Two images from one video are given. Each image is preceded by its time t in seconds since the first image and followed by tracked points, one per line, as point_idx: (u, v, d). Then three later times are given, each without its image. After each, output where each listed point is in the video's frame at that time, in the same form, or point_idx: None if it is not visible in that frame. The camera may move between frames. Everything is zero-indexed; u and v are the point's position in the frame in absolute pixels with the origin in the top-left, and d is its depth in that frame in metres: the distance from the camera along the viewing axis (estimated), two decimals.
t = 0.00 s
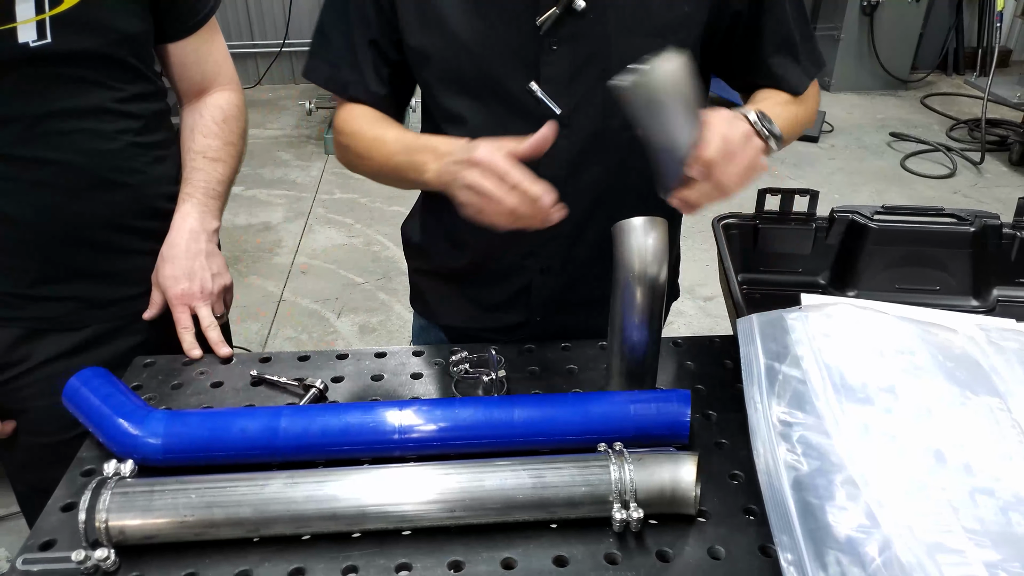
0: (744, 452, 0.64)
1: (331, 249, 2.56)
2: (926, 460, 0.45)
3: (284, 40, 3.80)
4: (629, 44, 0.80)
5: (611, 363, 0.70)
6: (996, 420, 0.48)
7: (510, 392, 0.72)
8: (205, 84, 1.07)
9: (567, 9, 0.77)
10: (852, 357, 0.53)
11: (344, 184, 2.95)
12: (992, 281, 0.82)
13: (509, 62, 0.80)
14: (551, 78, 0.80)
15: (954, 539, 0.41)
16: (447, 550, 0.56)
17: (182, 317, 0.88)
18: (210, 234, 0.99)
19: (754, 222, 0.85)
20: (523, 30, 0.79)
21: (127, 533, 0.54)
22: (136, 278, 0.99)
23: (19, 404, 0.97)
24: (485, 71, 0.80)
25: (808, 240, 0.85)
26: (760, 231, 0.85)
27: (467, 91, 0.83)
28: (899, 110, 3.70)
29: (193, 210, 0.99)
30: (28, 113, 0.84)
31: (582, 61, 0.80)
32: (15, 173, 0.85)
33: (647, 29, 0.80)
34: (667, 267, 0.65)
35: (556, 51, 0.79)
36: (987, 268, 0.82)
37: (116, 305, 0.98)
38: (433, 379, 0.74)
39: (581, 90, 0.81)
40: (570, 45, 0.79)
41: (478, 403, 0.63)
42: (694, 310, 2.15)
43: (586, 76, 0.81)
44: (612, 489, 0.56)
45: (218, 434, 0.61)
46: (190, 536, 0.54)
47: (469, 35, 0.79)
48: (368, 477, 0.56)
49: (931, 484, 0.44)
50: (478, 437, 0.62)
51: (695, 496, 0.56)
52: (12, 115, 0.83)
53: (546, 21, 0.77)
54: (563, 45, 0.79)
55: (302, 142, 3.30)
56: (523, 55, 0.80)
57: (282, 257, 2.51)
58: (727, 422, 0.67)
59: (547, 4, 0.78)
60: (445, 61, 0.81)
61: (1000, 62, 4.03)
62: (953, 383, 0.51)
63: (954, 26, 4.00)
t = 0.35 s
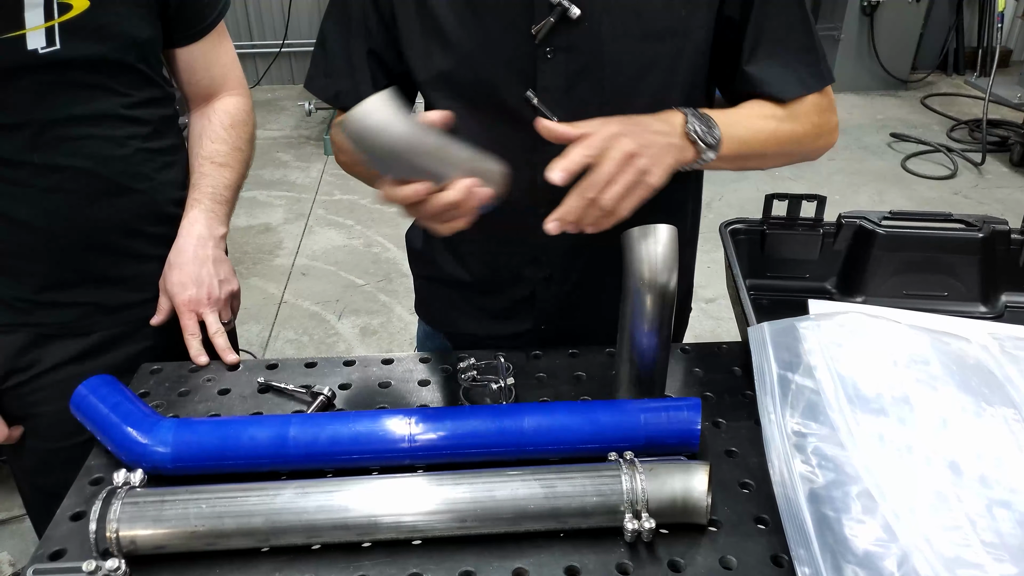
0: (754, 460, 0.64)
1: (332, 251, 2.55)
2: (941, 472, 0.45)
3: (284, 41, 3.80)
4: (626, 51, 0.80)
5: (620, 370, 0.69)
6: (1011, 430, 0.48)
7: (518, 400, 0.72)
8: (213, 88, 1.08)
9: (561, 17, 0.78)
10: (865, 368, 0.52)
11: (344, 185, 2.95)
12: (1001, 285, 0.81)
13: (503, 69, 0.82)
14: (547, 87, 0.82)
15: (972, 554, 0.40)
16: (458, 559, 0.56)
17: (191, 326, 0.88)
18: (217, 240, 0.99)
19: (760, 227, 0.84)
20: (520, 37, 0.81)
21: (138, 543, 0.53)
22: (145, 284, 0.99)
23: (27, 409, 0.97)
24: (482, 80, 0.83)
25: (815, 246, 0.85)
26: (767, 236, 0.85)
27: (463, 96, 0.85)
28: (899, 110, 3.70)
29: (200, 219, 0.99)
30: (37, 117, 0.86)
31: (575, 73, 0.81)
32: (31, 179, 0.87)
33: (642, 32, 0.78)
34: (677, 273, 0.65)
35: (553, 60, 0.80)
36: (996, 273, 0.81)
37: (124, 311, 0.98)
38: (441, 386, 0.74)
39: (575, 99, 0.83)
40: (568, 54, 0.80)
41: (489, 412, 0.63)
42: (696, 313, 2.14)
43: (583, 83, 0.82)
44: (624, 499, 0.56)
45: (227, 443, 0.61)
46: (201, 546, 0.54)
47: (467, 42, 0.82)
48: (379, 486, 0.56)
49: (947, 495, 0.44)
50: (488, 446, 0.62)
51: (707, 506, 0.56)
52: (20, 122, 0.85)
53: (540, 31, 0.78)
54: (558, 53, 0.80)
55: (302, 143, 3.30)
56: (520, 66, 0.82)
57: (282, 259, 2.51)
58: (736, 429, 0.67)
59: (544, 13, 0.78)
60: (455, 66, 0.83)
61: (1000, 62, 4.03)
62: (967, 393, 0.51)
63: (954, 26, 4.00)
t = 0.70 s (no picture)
0: (761, 470, 0.64)
1: (332, 253, 2.55)
2: (952, 486, 0.45)
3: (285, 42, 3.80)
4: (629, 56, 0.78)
5: (625, 379, 0.69)
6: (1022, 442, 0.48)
7: (523, 409, 0.71)
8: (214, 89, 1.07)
9: (565, 29, 0.76)
10: (873, 378, 0.52)
11: (344, 186, 2.94)
12: (1008, 291, 0.81)
13: (509, 86, 0.79)
14: (552, 98, 0.80)
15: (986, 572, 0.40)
16: (464, 570, 0.55)
17: (195, 332, 0.88)
18: (220, 245, 1.01)
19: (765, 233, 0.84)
20: (525, 49, 0.78)
21: (142, 555, 0.53)
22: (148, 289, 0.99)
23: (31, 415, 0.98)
24: (484, 92, 0.80)
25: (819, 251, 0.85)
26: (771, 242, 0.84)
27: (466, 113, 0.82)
28: (899, 111, 3.69)
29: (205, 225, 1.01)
30: (43, 123, 0.86)
31: (584, 80, 0.80)
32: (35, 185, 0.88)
33: (649, 46, 0.79)
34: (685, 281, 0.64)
35: (556, 72, 0.78)
36: (1002, 280, 0.81)
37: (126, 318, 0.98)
38: (446, 394, 0.73)
39: (583, 109, 0.81)
40: (571, 66, 0.78)
41: (495, 421, 0.63)
42: (697, 315, 2.14)
43: (587, 94, 0.80)
44: (632, 511, 0.55)
45: (231, 453, 0.61)
46: (205, 558, 0.54)
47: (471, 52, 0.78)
48: (386, 497, 0.56)
49: (958, 510, 0.43)
50: (494, 456, 0.62)
51: (714, 518, 0.56)
52: (23, 127, 0.85)
53: (544, 44, 0.75)
54: (562, 66, 0.78)
55: (301, 144, 3.29)
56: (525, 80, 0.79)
57: (282, 261, 2.51)
58: (742, 438, 0.67)
59: (547, 25, 0.76)
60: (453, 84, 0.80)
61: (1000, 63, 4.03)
62: (977, 404, 0.51)
63: (954, 26, 3.99)
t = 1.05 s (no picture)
0: (766, 475, 0.63)
1: (331, 253, 2.55)
2: (962, 494, 0.44)
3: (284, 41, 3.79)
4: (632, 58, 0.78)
5: (630, 383, 0.68)
6: None
7: (526, 414, 0.71)
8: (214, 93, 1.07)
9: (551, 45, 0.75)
10: (881, 384, 0.52)
11: (343, 186, 2.94)
12: (1012, 294, 0.81)
13: (494, 108, 0.78)
14: (539, 114, 0.78)
15: None
16: None
17: (196, 335, 0.89)
18: (222, 248, 1.00)
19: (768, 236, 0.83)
20: (508, 64, 0.76)
21: (146, 561, 0.53)
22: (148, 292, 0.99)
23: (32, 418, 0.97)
24: (470, 117, 0.78)
25: (824, 254, 0.84)
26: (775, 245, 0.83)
27: (451, 137, 0.81)
28: (899, 111, 3.69)
29: (206, 228, 1.00)
30: (44, 125, 0.86)
31: (574, 91, 0.78)
32: (35, 187, 0.88)
33: (634, 54, 0.79)
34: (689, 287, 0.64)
35: (542, 87, 0.77)
36: (1007, 283, 0.81)
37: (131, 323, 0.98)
38: (449, 398, 0.73)
39: (573, 123, 0.80)
40: (557, 82, 0.77)
41: (498, 426, 0.62)
42: (698, 316, 2.13)
43: (577, 108, 0.79)
44: (637, 517, 0.55)
45: (234, 459, 0.60)
46: (209, 564, 0.54)
47: (453, 82, 0.76)
48: (390, 502, 0.55)
49: (968, 519, 0.43)
50: (497, 461, 0.61)
51: (721, 524, 0.55)
52: (23, 129, 0.85)
53: (528, 59, 0.74)
54: (549, 81, 0.77)
55: (301, 144, 3.29)
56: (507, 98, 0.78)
57: (282, 262, 2.50)
58: (748, 443, 0.66)
59: (530, 40, 0.75)
60: (431, 108, 0.78)
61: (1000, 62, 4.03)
62: (985, 410, 0.50)
63: (954, 26, 3.99)
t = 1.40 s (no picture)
0: (776, 475, 0.64)
1: (333, 251, 2.55)
2: (975, 494, 0.45)
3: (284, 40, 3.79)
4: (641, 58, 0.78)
5: (639, 384, 0.69)
6: None
7: (536, 413, 0.71)
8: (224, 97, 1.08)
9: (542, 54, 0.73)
10: (893, 385, 0.52)
11: (344, 184, 2.94)
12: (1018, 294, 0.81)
13: (484, 117, 0.75)
14: (531, 122, 0.76)
15: None
16: None
17: (207, 335, 0.90)
18: (231, 249, 1.00)
19: (775, 237, 0.83)
20: (498, 74, 0.74)
21: (161, 561, 0.53)
22: (157, 291, 0.99)
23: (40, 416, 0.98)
24: (461, 128, 0.76)
25: (830, 254, 0.84)
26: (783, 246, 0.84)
27: (441, 146, 0.78)
28: (900, 109, 3.69)
29: (215, 228, 1.00)
30: (52, 126, 0.86)
31: (563, 98, 0.77)
32: (44, 189, 0.88)
33: (621, 61, 0.78)
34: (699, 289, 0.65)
35: (535, 96, 0.75)
36: (1013, 284, 0.81)
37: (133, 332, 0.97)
38: (459, 398, 0.73)
39: (561, 135, 0.78)
40: (547, 88, 0.75)
41: (509, 427, 0.62)
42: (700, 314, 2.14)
43: (566, 119, 0.78)
44: (650, 516, 0.55)
45: (248, 458, 0.61)
46: (223, 563, 0.54)
47: (446, 92, 0.74)
48: (404, 502, 0.56)
49: (982, 519, 0.44)
50: (508, 461, 0.61)
51: (732, 523, 0.56)
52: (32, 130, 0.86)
53: (521, 69, 0.72)
54: (539, 89, 0.75)
55: (302, 142, 3.29)
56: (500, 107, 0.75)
57: (284, 260, 2.50)
58: (757, 442, 0.67)
59: (522, 51, 0.73)
60: (420, 119, 0.75)
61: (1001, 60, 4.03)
62: (996, 410, 0.51)
63: (955, 24, 3.99)
